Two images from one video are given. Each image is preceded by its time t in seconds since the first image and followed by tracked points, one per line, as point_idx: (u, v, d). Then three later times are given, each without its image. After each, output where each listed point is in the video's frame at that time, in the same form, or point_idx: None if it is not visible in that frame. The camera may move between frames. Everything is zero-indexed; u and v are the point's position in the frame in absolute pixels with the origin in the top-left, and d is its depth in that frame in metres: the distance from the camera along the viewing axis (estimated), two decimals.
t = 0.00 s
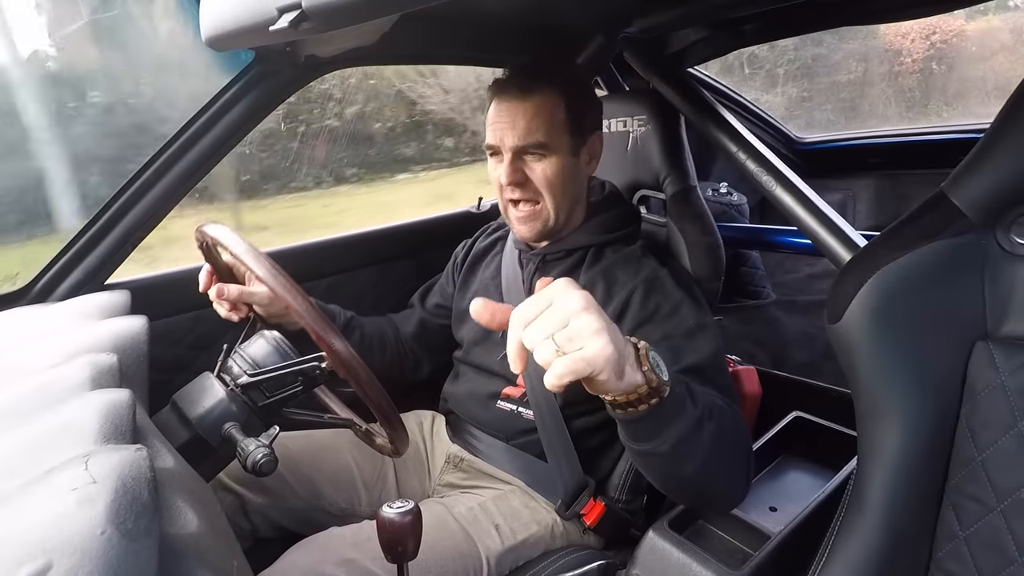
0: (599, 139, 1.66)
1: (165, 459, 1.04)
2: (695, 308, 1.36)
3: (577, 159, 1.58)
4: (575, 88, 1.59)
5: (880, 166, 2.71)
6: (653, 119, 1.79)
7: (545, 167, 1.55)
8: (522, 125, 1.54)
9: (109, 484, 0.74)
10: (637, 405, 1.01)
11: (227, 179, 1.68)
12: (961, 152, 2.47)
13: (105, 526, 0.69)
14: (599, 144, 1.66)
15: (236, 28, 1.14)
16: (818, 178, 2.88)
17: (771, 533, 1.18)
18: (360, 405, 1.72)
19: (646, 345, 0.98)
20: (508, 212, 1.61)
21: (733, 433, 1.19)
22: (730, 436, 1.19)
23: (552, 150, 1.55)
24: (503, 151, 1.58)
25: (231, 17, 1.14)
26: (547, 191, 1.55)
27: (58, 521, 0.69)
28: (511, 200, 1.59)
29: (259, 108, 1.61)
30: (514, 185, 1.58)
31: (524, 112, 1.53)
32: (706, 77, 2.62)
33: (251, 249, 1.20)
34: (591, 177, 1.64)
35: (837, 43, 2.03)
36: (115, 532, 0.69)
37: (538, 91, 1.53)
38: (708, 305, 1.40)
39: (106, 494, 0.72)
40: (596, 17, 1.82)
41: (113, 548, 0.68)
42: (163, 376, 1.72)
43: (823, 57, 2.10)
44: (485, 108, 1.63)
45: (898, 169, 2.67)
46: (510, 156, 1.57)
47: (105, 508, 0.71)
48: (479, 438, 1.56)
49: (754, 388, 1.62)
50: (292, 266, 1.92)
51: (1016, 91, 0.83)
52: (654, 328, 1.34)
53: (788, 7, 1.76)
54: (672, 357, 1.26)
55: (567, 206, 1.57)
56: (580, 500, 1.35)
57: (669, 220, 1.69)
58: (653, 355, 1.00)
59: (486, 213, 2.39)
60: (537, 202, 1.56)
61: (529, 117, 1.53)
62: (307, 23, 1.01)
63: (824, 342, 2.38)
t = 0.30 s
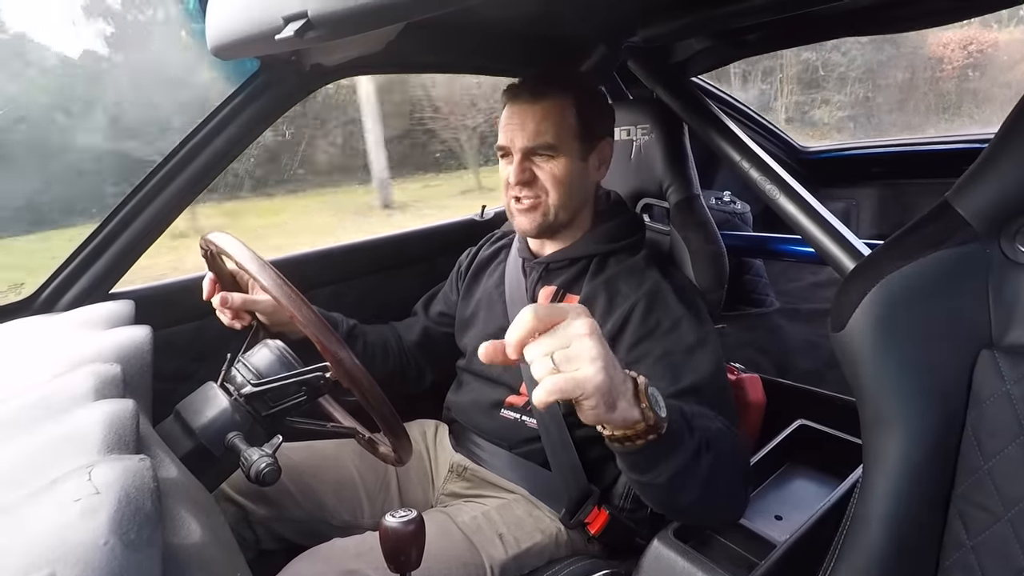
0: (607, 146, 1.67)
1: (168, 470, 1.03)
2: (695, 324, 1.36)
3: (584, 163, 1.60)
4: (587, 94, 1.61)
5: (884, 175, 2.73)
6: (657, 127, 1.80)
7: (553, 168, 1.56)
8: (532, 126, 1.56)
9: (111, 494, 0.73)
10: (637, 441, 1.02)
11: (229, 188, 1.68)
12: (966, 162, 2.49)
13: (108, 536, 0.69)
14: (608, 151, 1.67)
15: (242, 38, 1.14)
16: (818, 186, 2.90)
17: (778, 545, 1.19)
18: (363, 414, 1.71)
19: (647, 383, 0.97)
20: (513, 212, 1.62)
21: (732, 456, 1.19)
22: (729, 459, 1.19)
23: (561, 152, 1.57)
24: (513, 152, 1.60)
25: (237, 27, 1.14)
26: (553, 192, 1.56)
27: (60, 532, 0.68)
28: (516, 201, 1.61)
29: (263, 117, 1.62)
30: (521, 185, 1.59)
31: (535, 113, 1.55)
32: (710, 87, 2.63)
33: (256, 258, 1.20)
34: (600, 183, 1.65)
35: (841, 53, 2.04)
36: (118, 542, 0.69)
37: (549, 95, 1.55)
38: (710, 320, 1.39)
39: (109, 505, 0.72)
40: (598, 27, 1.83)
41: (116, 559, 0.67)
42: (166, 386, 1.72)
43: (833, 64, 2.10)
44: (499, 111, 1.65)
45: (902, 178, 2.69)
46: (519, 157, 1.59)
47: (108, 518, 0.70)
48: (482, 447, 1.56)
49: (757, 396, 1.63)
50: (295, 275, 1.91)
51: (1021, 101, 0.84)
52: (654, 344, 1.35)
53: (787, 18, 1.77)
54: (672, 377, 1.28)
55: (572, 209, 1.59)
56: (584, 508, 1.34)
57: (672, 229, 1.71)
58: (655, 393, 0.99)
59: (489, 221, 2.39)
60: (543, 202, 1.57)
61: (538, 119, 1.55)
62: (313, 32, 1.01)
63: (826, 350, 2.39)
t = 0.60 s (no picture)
0: (602, 146, 1.66)
1: (167, 472, 1.03)
2: (687, 334, 1.37)
3: (578, 163, 1.59)
4: (583, 96, 1.61)
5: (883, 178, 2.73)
6: (655, 130, 1.80)
7: (545, 168, 1.56)
8: (524, 126, 1.56)
9: (110, 497, 0.73)
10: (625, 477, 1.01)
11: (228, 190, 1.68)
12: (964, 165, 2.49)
13: (106, 539, 0.68)
14: (602, 152, 1.66)
15: (241, 41, 1.14)
16: (818, 188, 2.90)
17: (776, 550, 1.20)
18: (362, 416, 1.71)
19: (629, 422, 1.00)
20: (506, 212, 1.62)
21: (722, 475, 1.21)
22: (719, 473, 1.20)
23: (552, 152, 1.56)
24: (505, 153, 1.60)
25: (236, 29, 1.14)
26: (544, 192, 1.56)
27: (59, 534, 0.68)
28: (510, 201, 1.60)
29: (263, 120, 1.63)
30: (513, 186, 1.59)
31: (527, 113, 1.55)
32: (709, 89, 2.65)
33: (254, 259, 1.20)
34: (593, 185, 1.64)
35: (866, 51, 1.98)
36: (117, 545, 0.69)
37: (540, 95, 1.55)
38: (703, 330, 1.39)
39: (107, 507, 0.72)
40: (597, 31, 1.83)
41: (114, 562, 0.67)
42: (165, 387, 1.72)
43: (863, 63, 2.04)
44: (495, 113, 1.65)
45: (901, 181, 2.69)
46: (511, 158, 1.59)
47: (106, 521, 0.70)
48: (481, 449, 1.56)
49: (754, 398, 1.62)
50: (295, 277, 1.91)
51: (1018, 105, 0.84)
52: (646, 354, 1.34)
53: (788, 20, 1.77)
54: (664, 388, 1.29)
55: (565, 208, 1.58)
56: (583, 511, 1.36)
57: (670, 230, 1.71)
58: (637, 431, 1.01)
59: (488, 223, 2.39)
60: (534, 201, 1.57)
61: (530, 120, 1.55)
62: (312, 35, 1.01)
63: (825, 352, 2.39)
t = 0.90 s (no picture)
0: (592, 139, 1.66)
1: (168, 470, 1.03)
2: (688, 329, 1.37)
3: (569, 155, 1.59)
4: (568, 90, 1.61)
5: (883, 175, 2.73)
6: (656, 127, 1.80)
7: (535, 162, 1.56)
8: (510, 121, 1.56)
9: (111, 495, 0.73)
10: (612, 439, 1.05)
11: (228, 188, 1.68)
12: (964, 162, 2.49)
13: (107, 537, 0.68)
14: (593, 144, 1.65)
15: (241, 37, 1.14)
16: (818, 186, 2.90)
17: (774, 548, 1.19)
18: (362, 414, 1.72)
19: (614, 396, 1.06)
20: (501, 209, 1.62)
21: (721, 463, 1.21)
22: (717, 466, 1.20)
23: (540, 146, 1.56)
24: (495, 151, 1.60)
25: (236, 25, 1.14)
26: (536, 185, 1.56)
27: (60, 533, 0.68)
28: (504, 199, 1.60)
29: (261, 117, 1.62)
30: (505, 182, 1.59)
31: (513, 109, 1.56)
32: (708, 86, 2.65)
33: (253, 257, 1.20)
34: (588, 177, 1.63)
35: (894, 50, 1.98)
36: (118, 543, 0.69)
37: (525, 90, 1.56)
38: (703, 325, 1.39)
39: (108, 505, 0.72)
40: (597, 28, 1.83)
41: (114, 559, 0.67)
42: (165, 385, 1.72)
43: (895, 61, 2.04)
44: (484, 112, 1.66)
45: (901, 178, 2.69)
46: (500, 156, 1.59)
47: (107, 519, 0.70)
48: (481, 447, 1.57)
49: (754, 396, 1.63)
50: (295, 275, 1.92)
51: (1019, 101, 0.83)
52: (646, 351, 1.34)
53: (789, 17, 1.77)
54: (665, 383, 1.29)
55: (558, 202, 1.58)
56: (583, 508, 1.35)
57: (670, 228, 1.71)
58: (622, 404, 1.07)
59: (489, 221, 2.39)
60: (527, 196, 1.57)
61: (516, 115, 1.56)
62: (312, 32, 1.01)
63: (825, 350, 2.39)
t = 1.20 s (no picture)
0: (580, 140, 1.65)
1: (166, 470, 1.03)
2: (688, 329, 1.37)
3: (558, 160, 1.58)
4: (548, 95, 1.60)
5: (882, 177, 2.73)
6: (655, 129, 1.80)
7: (525, 170, 1.55)
8: (497, 133, 1.55)
9: (109, 494, 0.73)
10: (602, 421, 1.06)
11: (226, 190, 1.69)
12: (963, 164, 2.50)
13: (104, 537, 0.68)
14: (580, 143, 1.65)
15: (239, 38, 1.14)
16: (816, 188, 2.90)
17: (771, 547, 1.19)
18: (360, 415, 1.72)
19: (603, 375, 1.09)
20: (498, 220, 1.62)
21: (715, 464, 1.21)
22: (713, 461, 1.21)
23: (528, 153, 1.55)
24: (484, 163, 1.59)
25: (234, 26, 1.14)
26: (530, 193, 1.55)
27: (58, 532, 0.68)
28: (499, 209, 1.60)
29: (259, 119, 1.62)
30: (497, 193, 1.59)
31: (498, 121, 1.55)
32: (707, 87, 2.66)
33: (251, 259, 1.20)
34: (579, 177, 1.63)
35: (923, 46, 1.96)
36: (115, 543, 0.69)
37: (508, 100, 1.55)
38: (701, 325, 1.40)
39: (106, 505, 0.72)
40: (596, 30, 1.84)
41: (111, 559, 0.67)
42: (163, 387, 1.72)
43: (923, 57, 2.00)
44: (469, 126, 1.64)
45: (900, 180, 2.69)
46: (489, 167, 1.58)
47: (104, 518, 0.70)
48: (480, 448, 1.57)
49: (752, 397, 1.62)
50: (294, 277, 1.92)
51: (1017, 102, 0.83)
52: (646, 349, 1.34)
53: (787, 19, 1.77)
54: (664, 382, 1.29)
55: (552, 207, 1.57)
56: (582, 507, 1.34)
57: (670, 229, 1.70)
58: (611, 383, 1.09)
59: (487, 223, 2.40)
60: (522, 206, 1.56)
61: (501, 125, 1.55)
62: (310, 34, 1.02)
63: (824, 352, 2.39)
